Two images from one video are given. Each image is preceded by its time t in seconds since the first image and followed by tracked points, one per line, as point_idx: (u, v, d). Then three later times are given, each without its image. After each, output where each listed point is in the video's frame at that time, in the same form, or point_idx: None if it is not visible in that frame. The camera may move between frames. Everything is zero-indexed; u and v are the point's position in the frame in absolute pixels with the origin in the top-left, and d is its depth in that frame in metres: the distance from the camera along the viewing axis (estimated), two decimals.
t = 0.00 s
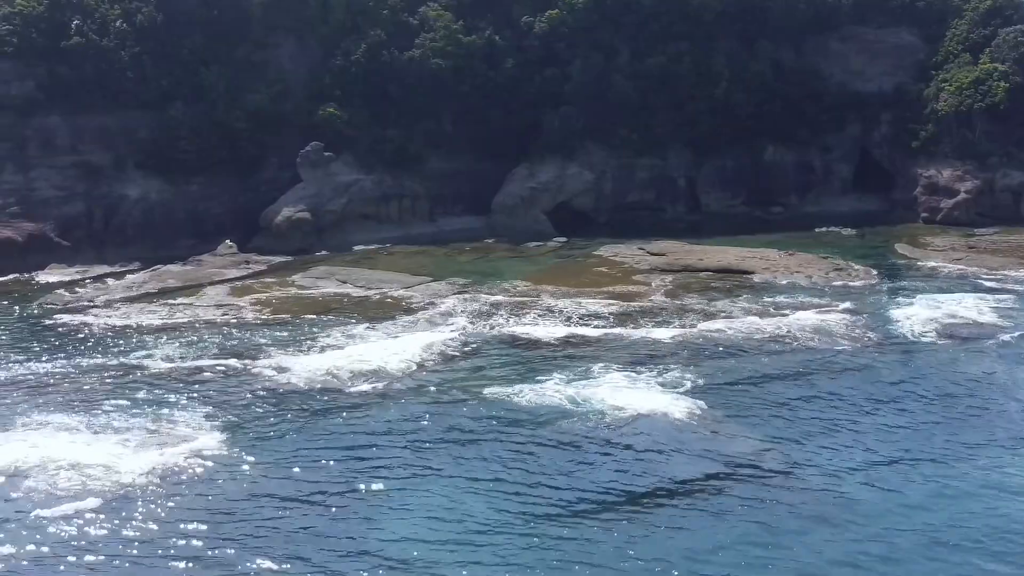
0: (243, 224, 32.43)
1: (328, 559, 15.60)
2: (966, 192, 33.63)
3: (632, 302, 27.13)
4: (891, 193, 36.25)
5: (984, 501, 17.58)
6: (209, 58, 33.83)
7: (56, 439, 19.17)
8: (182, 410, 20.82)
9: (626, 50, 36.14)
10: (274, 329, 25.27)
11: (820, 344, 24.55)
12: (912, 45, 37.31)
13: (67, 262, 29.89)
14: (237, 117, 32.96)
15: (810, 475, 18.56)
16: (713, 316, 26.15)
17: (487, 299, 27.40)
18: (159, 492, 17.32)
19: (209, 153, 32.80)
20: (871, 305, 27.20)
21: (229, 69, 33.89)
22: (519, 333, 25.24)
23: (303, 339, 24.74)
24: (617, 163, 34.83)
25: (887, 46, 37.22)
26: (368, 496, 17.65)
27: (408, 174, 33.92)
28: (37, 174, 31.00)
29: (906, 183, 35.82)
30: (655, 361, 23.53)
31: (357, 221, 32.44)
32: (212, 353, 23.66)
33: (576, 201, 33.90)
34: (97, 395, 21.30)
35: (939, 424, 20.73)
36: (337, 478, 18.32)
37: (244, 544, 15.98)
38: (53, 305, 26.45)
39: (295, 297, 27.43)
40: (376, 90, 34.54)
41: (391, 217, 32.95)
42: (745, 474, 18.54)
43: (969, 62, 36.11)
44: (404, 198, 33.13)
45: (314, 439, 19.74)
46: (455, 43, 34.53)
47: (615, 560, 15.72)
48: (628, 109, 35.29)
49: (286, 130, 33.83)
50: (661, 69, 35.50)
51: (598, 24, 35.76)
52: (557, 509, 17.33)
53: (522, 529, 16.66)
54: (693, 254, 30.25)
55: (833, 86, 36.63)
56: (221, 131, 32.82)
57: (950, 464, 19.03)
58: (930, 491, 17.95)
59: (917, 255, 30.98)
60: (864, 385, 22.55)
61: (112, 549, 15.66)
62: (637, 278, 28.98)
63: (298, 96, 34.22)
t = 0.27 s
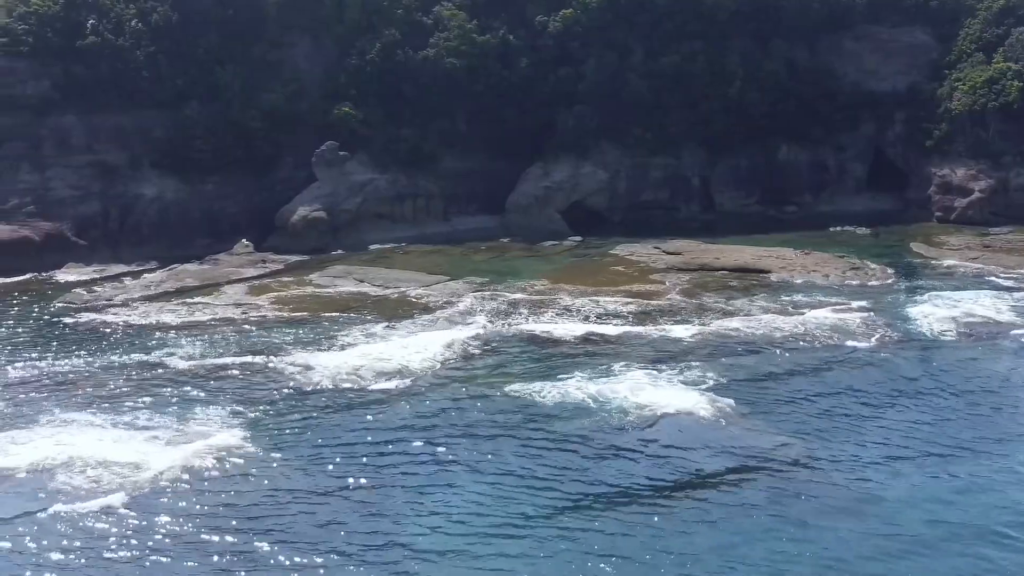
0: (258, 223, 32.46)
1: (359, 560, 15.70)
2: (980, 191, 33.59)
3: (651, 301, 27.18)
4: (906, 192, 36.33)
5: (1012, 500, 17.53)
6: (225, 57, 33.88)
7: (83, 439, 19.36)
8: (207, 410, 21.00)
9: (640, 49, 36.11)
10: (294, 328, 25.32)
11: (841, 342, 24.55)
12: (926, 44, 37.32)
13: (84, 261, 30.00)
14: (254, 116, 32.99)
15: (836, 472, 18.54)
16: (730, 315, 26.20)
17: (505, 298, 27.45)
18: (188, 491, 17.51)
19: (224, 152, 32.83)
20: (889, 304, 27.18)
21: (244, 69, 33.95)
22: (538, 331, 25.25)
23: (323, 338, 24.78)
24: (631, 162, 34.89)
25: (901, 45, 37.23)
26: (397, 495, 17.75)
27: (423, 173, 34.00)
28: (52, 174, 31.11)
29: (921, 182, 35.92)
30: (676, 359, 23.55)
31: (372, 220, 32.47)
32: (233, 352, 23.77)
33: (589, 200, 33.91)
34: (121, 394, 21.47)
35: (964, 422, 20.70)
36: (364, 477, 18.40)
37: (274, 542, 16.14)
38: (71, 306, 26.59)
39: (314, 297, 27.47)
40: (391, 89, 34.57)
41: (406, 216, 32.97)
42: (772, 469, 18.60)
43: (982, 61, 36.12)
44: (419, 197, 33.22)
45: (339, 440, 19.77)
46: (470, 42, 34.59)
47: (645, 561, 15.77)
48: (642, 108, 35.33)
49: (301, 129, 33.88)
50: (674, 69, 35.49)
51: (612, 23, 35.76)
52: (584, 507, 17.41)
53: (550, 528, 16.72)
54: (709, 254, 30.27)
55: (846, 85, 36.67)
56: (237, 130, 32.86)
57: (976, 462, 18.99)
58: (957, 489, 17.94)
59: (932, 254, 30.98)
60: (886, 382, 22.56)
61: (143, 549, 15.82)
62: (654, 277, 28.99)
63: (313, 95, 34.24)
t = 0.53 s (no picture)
0: (273, 223, 32.32)
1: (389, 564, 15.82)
2: (995, 191, 33.62)
3: (670, 299, 27.19)
4: (919, 191, 36.32)
5: None
6: (239, 56, 33.83)
7: (110, 438, 19.42)
8: (232, 408, 21.07)
9: (653, 48, 36.04)
10: (313, 327, 25.35)
11: (862, 341, 24.54)
12: (939, 43, 37.29)
13: (101, 260, 30.01)
14: (269, 115, 32.95)
15: (864, 470, 18.50)
16: (749, 314, 26.21)
17: (523, 297, 27.45)
18: (217, 494, 17.79)
19: (239, 151, 32.78)
20: (909, 303, 27.13)
21: (258, 68, 33.91)
22: (557, 329, 25.24)
23: (343, 337, 24.81)
24: (646, 160, 34.90)
25: (915, 45, 37.14)
26: (424, 500, 17.81)
27: (437, 172, 33.99)
28: (69, 173, 31.22)
29: (935, 181, 35.91)
30: (699, 357, 23.54)
31: (387, 219, 32.48)
32: (254, 351, 23.89)
33: (604, 199, 33.95)
34: (145, 392, 21.54)
35: (989, 419, 20.66)
36: (391, 482, 18.46)
37: (304, 547, 16.35)
38: (91, 304, 26.68)
39: (333, 296, 27.46)
40: (406, 89, 34.62)
41: (421, 215, 32.96)
42: (799, 467, 18.58)
43: (996, 61, 36.10)
44: (434, 197, 33.24)
45: (364, 440, 19.82)
46: (485, 42, 34.61)
47: (677, 560, 15.83)
48: (656, 107, 35.36)
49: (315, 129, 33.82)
50: (688, 68, 35.48)
51: (626, 23, 35.75)
52: (611, 506, 17.44)
53: (578, 526, 16.77)
54: (726, 253, 30.25)
55: (858, 85, 36.56)
56: (252, 130, 32.85)
57: (1003, 460, 18.95)
58: (985, 488, 17.91)
59: (949, 253, 30.96)
60: (908, 379, 22.55)
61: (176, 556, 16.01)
62: (671, 276, 28.96)
63: (328, 95, 34.13)
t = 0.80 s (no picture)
0: (288, 222, 32.32)
1: (419, 560, 15.81)
2: (1009, 190, 33.68)
3: (688, 299, 27.25)
4: (932, 191, 36.08)
5: None
6: (253, 56, 33.83)
7: (135, 438, 19.46)
8: (255, 406, 21.16)
9: (667, 47, 36.06)
10: (332, 326, 25.41)
11: (882, 340, 24.55)
12: (952, 43, 37.32)
13: (118, 259, 30.08)
14: (283, 115, 32.98)
15: (891, 467, 18.49)
16: (767, 313, 26.25)
17: (540, 296, 27.46)
18: (245, 492, 17.74)
19: (254, 151, 32.66)
20: (927, 302, 27.14)
21: (272, 67, 33.93)
22: (577, 328, 25.27)
23: (363, 335, 24.86)
24: (659, 160, 34.96)
25: (928, 44, 37.15)
26: (452, 497, 17.81)
27: (452, 171, 33.97)
28: (84, 173, 31.27)
29: (947, 181, 35.69)
30: (719, 355, 23.57)
31: (402, 219, 32.48)
32: (274, 350, 23.98)
33: (619, 199, 34.02)
34: (168, 391, 21.61)
35: (1013, 417, 20.66)
36: (417, 480, 18.45)
37: (334, 543, 16.30)
38: (109, 303, 26.73)
39: (351, 295, 27.49)
40: (420, 88, 34.62)
41: (435, 215, 32.98)
42: (825, 463, 18.57)
43: (1009, 60, 36.16)
44: (449, 196, 33.26)
45: (387, 440, 19.87)
46: (499, 42, 34.68)
47: (707, 557, 15.82)
48: (670, 107, 35.38)
49: (328, 129, 33.65)
50: (701, 68, 35.51)
51: (639, 22, 35.78)
52: (637, 505, 17.40)
53: (606, 523, 16.78)
54: (742, 252, 30.26)
55: (870, 85, 36.49)
56: (266, 129, 32.84)
57: None
58: (1012, 485, 17.90)
59: (965, 253, 30.95)
60: (929, 376, 22.55)
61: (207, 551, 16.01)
62: (688, 275, 28.97)
63: (341, 93, 33.93)
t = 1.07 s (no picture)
0: (304, 222, 32.38)
1: (449, 557, 15.83)
2: None
3: (706, 297, 27.31)
4: (946, 190, 35.96)
5: None
6: (268, 55, 33.90)
7: (164, 437, 19.59)
8: (279, 404, 21.26)
9: (680, 46, 36.05)
10: (352, 324, 25.51)
11: (902, 337, 24.60)
12: (964, 42, 37.31)
13: (135, 258, 30.16)
14: (299, 114, 33.08)
15: (917, 464, 18.52)
16: (785, 311, 26.32)
17: (558, 294, 27.49)
18: (273, 488, 17.84)
19: (269, 150, 32.79)
20: (945, 301, 27.18)
21: (287, 66, 34.03)
22: (596, 327, 25.37)
23: (383, 333, 24.96)
24: (674, 159, 35.06)
25: (941, 44, 37.11)
26: (479, 493, 17.86)
27: (466, 170, 33.96)
28: (101, 172, 31.33)
29: (962, 180, 35.60)
30: (740, 353, 23.63)
31: (417, 218, 32.52)
32: (296, 348, 24.04)
33: (633, 198, 34.10)
34: (192, 391, 21.72)
35: None
36: (443, 477, 18.48)
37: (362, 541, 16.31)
38: (128, 302, 26.79)
39: (369, 293, 27.53)
40: (434, 87, 34.65)
41: (450, 214, 33.00)
42: (851, 461, 18.61)
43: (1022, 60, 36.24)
44: (464, 195, 33.31)
45: (412, 439, 19.89)
46: (513, 41, 34.70)
47: (736, 554, 15.82)
48: (684, 106, 35.48)
49: (344, 128, 33.75)
50: (715, 67, 35.44)
51: (653, 21, 35.77)
52: (663, 503, 17.38)
53: (635, 519, 16.84)
54: (758, 251, 30.31)
55: (884, 85, 36.48)
56: (283, 128, 32.92)
57: None
58: None
59: (980, 251, 30.99)
60: (951, 373, 22.58)
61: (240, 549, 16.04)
62: (704, 274, 29.02)
63: (356, 93, 34.12)
